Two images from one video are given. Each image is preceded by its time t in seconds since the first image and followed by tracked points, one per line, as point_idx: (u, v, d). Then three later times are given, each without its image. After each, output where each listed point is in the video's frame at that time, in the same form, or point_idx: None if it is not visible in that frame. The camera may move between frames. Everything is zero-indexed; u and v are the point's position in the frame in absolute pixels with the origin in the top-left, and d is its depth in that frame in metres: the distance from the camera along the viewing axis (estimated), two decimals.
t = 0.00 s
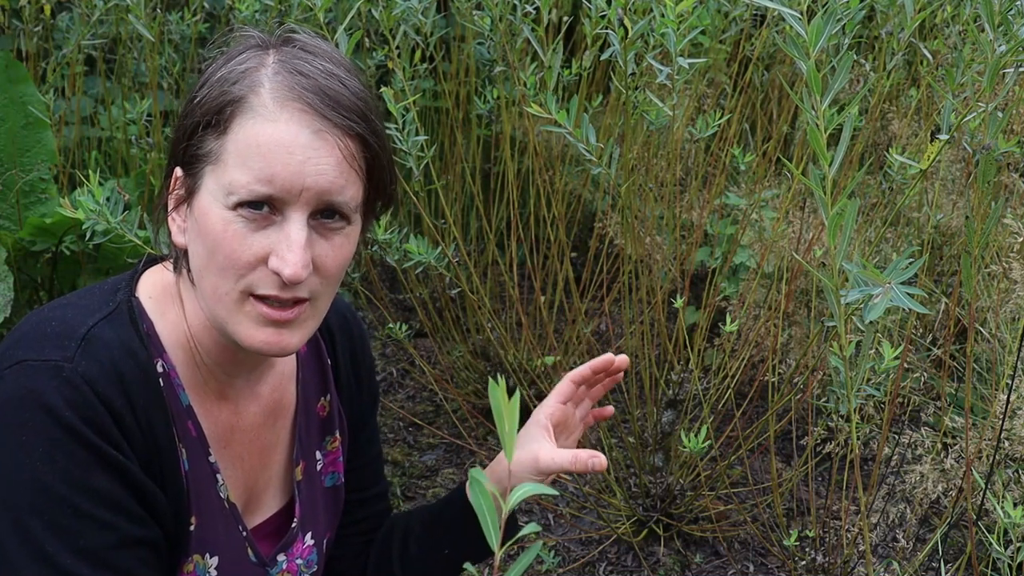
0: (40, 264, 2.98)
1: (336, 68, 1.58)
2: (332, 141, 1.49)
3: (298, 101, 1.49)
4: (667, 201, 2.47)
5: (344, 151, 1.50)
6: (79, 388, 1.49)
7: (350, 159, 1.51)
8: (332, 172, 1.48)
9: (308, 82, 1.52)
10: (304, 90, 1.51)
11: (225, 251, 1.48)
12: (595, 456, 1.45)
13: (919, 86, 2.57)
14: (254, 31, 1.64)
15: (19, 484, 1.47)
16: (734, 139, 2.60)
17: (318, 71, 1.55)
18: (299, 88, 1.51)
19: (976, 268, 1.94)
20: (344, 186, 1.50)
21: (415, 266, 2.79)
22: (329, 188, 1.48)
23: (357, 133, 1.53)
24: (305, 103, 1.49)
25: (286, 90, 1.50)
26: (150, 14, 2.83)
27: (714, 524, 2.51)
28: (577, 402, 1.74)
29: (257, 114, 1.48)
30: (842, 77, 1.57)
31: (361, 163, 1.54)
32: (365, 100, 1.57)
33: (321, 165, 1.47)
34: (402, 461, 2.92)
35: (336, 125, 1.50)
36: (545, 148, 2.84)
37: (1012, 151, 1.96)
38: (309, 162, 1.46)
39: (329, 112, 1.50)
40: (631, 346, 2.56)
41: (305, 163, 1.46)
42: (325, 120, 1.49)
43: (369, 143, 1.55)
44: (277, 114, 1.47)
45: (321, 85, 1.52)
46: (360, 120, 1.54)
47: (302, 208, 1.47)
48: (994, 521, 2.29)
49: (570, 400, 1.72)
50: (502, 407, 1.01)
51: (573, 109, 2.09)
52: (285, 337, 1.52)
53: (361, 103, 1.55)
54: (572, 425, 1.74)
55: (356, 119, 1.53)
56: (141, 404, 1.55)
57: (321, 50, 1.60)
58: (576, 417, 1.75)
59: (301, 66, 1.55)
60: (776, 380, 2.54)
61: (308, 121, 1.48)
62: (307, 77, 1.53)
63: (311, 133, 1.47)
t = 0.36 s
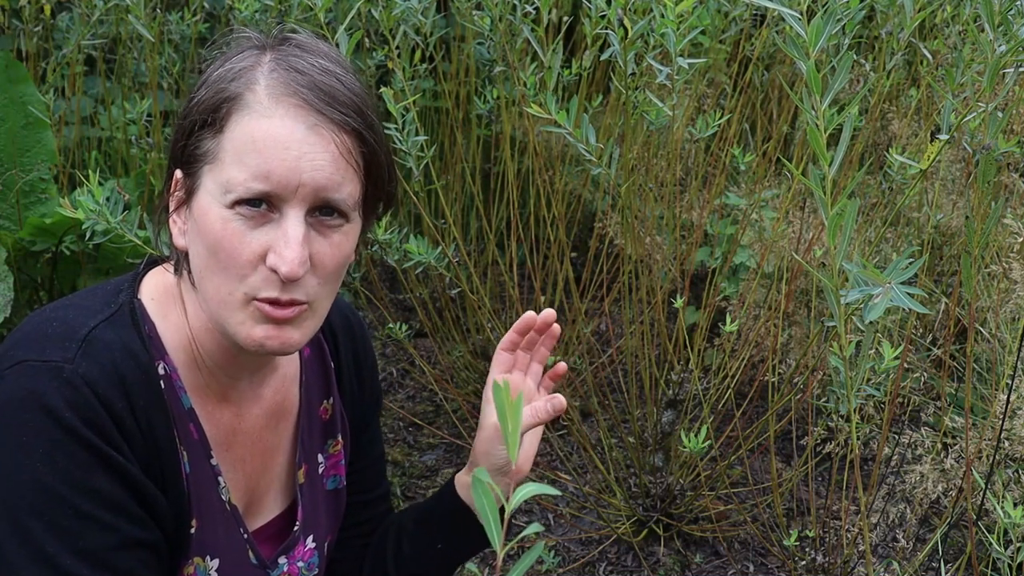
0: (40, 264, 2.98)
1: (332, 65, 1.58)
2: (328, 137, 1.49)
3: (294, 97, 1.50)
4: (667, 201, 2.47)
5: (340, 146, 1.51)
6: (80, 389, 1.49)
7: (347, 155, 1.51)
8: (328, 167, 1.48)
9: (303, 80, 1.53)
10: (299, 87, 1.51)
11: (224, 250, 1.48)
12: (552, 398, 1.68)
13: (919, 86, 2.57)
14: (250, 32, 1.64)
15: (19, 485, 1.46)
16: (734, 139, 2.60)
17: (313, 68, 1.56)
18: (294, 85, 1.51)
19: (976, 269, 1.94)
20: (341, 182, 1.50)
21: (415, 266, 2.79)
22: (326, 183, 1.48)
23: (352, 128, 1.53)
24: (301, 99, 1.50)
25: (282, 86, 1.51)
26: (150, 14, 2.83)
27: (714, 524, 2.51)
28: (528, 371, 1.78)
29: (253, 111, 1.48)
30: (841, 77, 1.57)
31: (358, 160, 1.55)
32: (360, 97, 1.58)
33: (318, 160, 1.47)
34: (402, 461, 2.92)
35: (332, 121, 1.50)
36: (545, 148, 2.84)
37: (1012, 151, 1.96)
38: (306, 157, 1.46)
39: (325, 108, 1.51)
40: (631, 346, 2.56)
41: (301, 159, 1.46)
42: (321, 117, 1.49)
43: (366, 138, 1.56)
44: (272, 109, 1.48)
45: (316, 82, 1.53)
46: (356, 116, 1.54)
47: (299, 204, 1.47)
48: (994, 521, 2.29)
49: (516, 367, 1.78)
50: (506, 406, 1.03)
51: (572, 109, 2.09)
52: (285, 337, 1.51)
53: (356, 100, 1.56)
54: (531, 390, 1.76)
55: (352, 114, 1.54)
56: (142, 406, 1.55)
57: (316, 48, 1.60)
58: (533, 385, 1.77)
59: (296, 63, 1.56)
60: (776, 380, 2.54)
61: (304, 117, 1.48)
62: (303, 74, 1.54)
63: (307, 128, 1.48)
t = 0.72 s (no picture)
0: (40, 264, 2.98)
1: (339, 68, 1.58)
2: (331, 139, 1.49)
3: (299, 98, 1.50)
4: (667, 201, 2.47)
5: (344, 149, 1.50)
6: (81, 389, 1.49)
7: (350, 157, 1.51)
8: (330, 169, 1.48)
9: (310, 81, 1.53)
10: (305, 88, 1.51)
11: (222, 248, 1.48)
12: (602, 445, 1.51)
13: (919, 86, 2.57)
14: (261, 34, 1.64)
15: (19, 485, 1.46)
16: (734, 139, 2.60)
17: (320, 70, 1.55)
18: (300, 86, 1.51)
19: (976, 268, 1.94)
20: (342, 184, 1.50)
21: (415, 266, 2.79)
22: (327, 185, 1.48)
23: (357, 131, 1.53)
24: (305, 100, 1.50)
25: (287, 87, 1.51)
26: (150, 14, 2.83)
27: (714, 524, 2.51)
28: (576, 410, 1.74)
29: (257, 111, 1.49)
30: (842, 77, 1.57)
31: (362, 163, 1.54)
32: (367, 101, 1.57)
33: (320, 162, 1.47)
34: (402, 461, 2.92)
35: (336, 124, 1.50)
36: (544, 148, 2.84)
37: (1012, 151, 1.96)
38: (308, 159, 1.46)
39: (330, 110, 1.50)
40: (631, 346, 2.56)
41: (302, 160, 1.46)
42: (325, 119, 1.49)
43: (371, 142, 1.55)
44: (276, 110, 1.48)
45: (323, 84, 1.53)
46: (362, 120, 1.54)
47: (299, 206, 1.47)
48: (994, 521, 2.29)
49: (567, 406, 1.73)
50: (502, 407, 1.02)
51: (572, 110, 2.09)
52: (282, 337, 1.51)
53: (362, 103, 1.56)
54: (575, 430, 1.73)
55: (357, 117, 1.53)
56: (143, 406, 1.55)
57: (325, 51, 1.60)
58: (579, 425, 1.74)
59: (304, 65, 1.55)
60: (776, 380, 2.54)
61: (308, 118, 1.48)
62: (309, 76, 1.53)
63: (310, 130, 1.47)
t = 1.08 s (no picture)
0: (40, 264, 2.98)
1: (351, 75, 1.58)
2: (343, 146, 1.49)
3: (311, 104, 1.50)
4: (667, 201, 2.47)
5: (355, 156, 1.50)
6: (83, 389, 1.49)
7: (360, 164, 1.51)
8: (341, 176, 1.48)
9: (322, 87, 1.53)
10: (317, 94, 1.51)
11: (231, 251, 1.48)
12: (595, 438, 1.52)
13: (919, 86, 2.57)
14: (271, 37, 1.64)
15: (22, 484, 1.46)
16: (734, 139, 2.60)
17: (332, 76, 1.55)
18: (312, 92, 1.51)
19: (976, 268, 1.94)
20: (352, 191, 1.50)
21: (415, 266, 2.78)
22: (337, 191, 1.48)
23: (368, 138, 1.53)
24: (317, 106, 1.50)
25: (299, 93, 1.51)
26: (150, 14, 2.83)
27: (714, 524, 2.51)
28: (569, 403, 1.74)
29: (269, 116, 1.48)
30: (842, 78, 1.57)
31: (372, 170, 1.54)
32: (378, 107, 1.57)
33: (331, 168, 1.47)
34: (402, 461, 2.92)
35: (347, 130, 1.50)
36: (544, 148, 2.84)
37: (1012, 151, 1.96)
38: (319, 165, 1.46)
39: (341, 117, 1.50)
40: (631, 346, 2.56)
41: (314, 166, 1.46)
42: (336, 125, 1.49)
43: (380, 149, 1.55)
44: (288, 115, 1.48)
45: (334, 90, 1.53)
46: (372, 126, 1.54)
47: (310, 211, 1.47)
48: (994, 521, 2.29)
49: (559, 399, 1.73)
50: (506, 407, 1.01)
51: (572, 110, 2.09)
52: (289, 340, 1.51)
53: (373, 110, 1.56)
54: (568, 423, 1.73)
55: (367, 124, 1.53)
56: (145, 407, 1.55)
57: (336, 57, 1.60)
58: (571, 417, 1.73)
59: (315, 71, 1.55)
60: (776, 380, 2.54)
61: (319, 124, 1.48)
62: (321, 82, 1.53)
63: (322, 136, 1.47)
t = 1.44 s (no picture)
0: (40, 264, 2.98)
1: (342, 66, 1.59)
2: (342, 136, 1.49)
3: (308, 96, 1.50)
4: (667, 201, 2.47)
5: (354, 146, 1.51)
6: (83, 387, 1.49)
7: (360, 153, 1.51)
8: (342, 165, 1.48)
9: (316, 79, 1.53)
10: (313, 86, 1.52)
11: (236, 247, 1.48)
12: (581, 425, 1.56)
13: (919, 86, 2.57)
14: (257, 33, 1.64)
15: (21, 484, 1.46)
16: (734, 139, 2.60)
17: (325, 67, 1.56)
18: (308, 84, 1.52)
19: (976, 269, 1.94)
20: (354, 179, 1.50)
21: (415, 266, 2.78)
22: (339, 181, 1.48)
23: (365, 128, 1.53)
24: (315, 98, 1.50)
25: (295, 86, 1.51)
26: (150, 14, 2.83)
27: (714, 524, 2.51)
28: (557, 393, 1.74)
29: (267, 109, 1.48)
30: (842, 77, 1.57)
31: (370, 158, 1.55)
32: (372, 97, 1.58)
33: (332, 158, 1.47)
34: (402, 461, 2.92)
35: (345, 120, 1.51)
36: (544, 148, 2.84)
37: (1012, 151, 1.96)
38: (321, 156, 1.46)
39: (338, 107, 1.51)
40: (631, 346, 2.56)
41: (316, 157, 1.46)
42: (335, 115, 1.50)
43: (377, 137, 1.56)
44: (286, 108, 1.48)
45: (329, 81, 1.54)
46: (367, 115, 1.55)
47: (314, 202, 1.47)
48: (994, 521, 2.29)
49: (546, 388, 1.73)
50: (501, 406, 1.00)
51: (572, 110, 2.09)
52: (297, 333, 1.52)
53: (367, 99, 1.56)
54: (557, 413, 1.73)
55: (363, 113, 1.54)
56: (146, 405, 1.55)
57: (326, 49, 1.60)
58: (560, 407, 1.73)
59: (308, 63, 1.56)
60: (776, 380, 2.54)
61: (318, 115, 1.48)
62: (316, 74, 1.54)
63: (322, 127, 1.48)
